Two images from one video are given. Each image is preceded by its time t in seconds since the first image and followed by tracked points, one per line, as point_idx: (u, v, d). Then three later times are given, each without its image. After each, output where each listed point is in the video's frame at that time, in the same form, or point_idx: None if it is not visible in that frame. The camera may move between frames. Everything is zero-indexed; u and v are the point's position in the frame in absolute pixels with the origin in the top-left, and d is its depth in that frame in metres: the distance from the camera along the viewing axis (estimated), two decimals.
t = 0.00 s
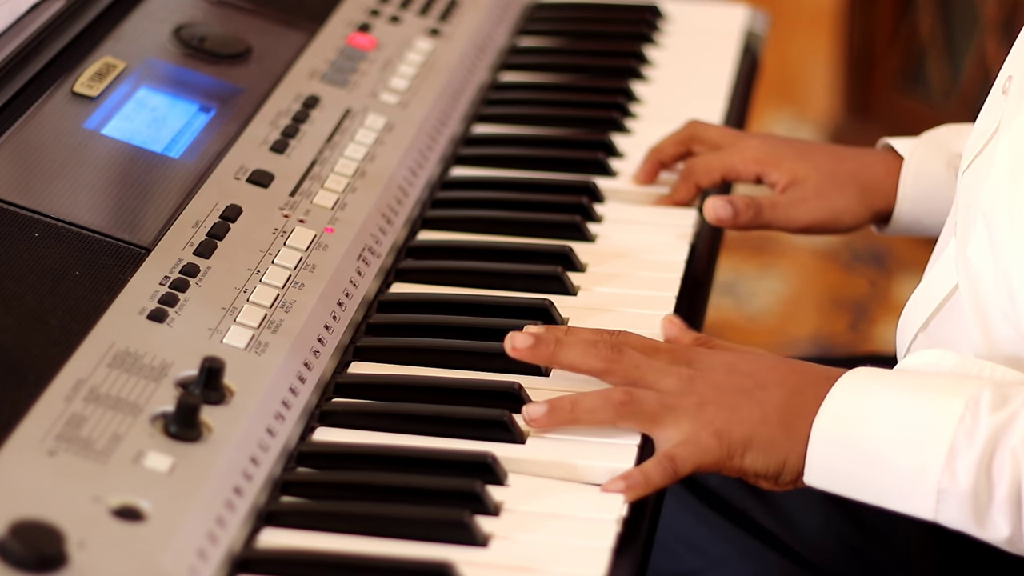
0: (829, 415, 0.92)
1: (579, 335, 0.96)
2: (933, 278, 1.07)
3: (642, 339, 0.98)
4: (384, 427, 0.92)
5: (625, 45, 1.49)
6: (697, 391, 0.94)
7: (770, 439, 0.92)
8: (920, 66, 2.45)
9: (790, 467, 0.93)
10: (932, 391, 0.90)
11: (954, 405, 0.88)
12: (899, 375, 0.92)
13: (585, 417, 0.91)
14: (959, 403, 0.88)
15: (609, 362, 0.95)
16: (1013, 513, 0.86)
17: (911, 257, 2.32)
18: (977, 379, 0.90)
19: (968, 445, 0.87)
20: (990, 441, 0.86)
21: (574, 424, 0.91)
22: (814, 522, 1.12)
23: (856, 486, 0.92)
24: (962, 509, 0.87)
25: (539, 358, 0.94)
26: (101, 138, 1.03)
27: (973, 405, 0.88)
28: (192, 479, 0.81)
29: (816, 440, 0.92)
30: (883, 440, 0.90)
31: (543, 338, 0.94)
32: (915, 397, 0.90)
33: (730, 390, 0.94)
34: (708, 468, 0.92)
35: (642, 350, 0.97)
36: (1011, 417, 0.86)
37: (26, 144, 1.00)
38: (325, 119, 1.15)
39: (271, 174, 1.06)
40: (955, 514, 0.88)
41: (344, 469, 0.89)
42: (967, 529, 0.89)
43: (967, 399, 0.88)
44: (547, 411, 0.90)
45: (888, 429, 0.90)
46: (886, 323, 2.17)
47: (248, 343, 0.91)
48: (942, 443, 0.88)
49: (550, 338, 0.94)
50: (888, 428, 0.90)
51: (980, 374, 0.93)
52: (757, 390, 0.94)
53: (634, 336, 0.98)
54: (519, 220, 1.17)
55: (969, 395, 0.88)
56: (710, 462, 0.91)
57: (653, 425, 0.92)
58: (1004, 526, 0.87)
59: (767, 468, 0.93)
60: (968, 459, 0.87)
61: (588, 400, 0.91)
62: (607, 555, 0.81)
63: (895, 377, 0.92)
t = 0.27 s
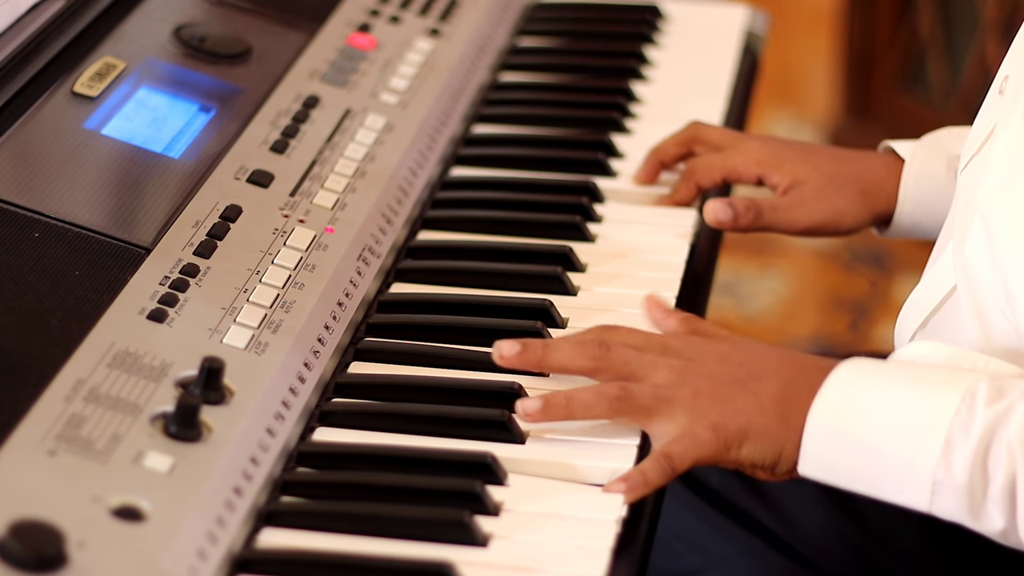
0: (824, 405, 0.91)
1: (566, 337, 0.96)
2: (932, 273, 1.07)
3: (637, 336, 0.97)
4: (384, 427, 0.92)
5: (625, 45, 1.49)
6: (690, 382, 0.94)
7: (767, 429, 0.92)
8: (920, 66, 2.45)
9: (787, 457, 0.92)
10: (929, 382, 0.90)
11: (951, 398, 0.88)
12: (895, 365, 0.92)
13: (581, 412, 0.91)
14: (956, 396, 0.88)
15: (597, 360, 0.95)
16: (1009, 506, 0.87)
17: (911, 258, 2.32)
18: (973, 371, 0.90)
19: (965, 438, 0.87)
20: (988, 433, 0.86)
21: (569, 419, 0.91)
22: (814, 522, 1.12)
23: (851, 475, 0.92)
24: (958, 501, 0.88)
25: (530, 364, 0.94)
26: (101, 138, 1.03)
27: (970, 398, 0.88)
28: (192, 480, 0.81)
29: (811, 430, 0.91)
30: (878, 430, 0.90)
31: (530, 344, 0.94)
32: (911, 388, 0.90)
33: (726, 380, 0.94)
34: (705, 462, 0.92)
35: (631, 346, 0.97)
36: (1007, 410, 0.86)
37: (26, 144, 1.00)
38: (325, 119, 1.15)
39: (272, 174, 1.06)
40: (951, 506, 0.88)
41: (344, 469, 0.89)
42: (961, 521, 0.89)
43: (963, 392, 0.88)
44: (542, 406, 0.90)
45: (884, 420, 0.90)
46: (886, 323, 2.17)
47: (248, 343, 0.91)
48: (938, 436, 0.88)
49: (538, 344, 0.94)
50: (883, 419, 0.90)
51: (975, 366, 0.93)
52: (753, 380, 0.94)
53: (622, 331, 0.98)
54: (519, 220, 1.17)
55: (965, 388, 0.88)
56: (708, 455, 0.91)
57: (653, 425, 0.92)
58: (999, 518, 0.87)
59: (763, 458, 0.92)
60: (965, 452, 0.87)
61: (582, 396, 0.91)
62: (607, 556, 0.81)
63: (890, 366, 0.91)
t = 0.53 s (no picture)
0: (826, 399, 0.91)
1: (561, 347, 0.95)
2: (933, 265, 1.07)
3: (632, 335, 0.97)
4: (384, 427, 0.92)
5: (625, 45, 1.49)
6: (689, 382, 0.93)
7: (769, 426, 0.92)
8: (920, 66, 2.45)
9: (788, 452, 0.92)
10: (931, 374, 0.90)
11: (954, 389, 0.88)
12: (897, 358, 0.92)
13: (578, 421, 0.91)
14: (959, 387, 0.88)
15: (592, 369, 0.94)
16: (1012, 500, 0.87)
17: (910, 258, 2.32)
18: (975, 362, 0.91)
19: (969, 431, 0.87)
20: (991, 426, 0.86)
21: (569, 429, 0.91)
22: (815, 521, 1.12)
23: (853, 469, 0.92)
24: (962, 495, 0.88)
25: (523, 379, 0.93)
26: (101, 138, 1.03)
27: (973, 390, 0.88)
28: (192, 480, 0.81)
29: (814, 424, 0.91)
30: (882, 424, 0.90)
31: (522, 358, 0.94)
32: (914, 381, 0.90)
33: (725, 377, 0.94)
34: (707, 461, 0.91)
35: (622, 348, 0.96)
36: (1011, 403, 0.86)
37: (26, 144, 1.00)
38: (325, 119, 1.15)
39: (272, 174, 1.06)
40: (955, 500, 0.88)
41: (344, 469, 0.89)
42: (965, 515, 0.89)
43: (966, 383, 0.88)
44: (540, 417, 0.90)
45: (887, 414, 0.90)
46: (886, 323, 2.17)
47: (248, 343, 0.91)
48: (942, 430, 0.88)
49: (531, 357, 0.94)
50: (886, 412, 0.90)
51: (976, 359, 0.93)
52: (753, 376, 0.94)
53: (619, 333, 0.97)
54: (519, 220, 1.17)
55: (968, 380, 0.88)
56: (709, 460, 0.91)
57: (653, 425, 0.92)
58: (1003, 511, 0.88)
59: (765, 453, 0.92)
60: (969, 446, 0.87)
61: (579, 404, 0.91)
62: (607, 556, 0.81)
63: (892, 359, 0.92)
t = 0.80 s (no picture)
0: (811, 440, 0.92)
1: (567, 353, 0.96)
2: (926, 286, 1.08)
3: (637, 344, 0.97)
4: (384, 427, 0.92)
5: (625, 45, 1.49)
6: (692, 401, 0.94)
7: (762, 452, 0.92)
8: (920, 66, 2.45)
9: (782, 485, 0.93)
10: (911, 413, 0.90)
11: (935, 423, 0.89)
12: (878, 399, 0.93)
13: (582, 426, 0.91)
14: (939, 420, 0.89)
15: (597, 378, 0.95)
16: (999, 526, 0.86)
17: (909, 260, 2.32)
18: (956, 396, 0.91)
19: (950, 461, 0.87)
20: (971, 455, 0.86)
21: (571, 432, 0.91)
22: (815, 523, 1.12)
23: (844, 508, 0.92)
24: (948, 526, 0.88)
25: (530, 384, 0.93)
26: (101, 138, 1.03)
27: (952, 422, 0.88)
28: (192, 480, 0.81)
29: (800, 465, 0.92)
30: (866, 461, 0.91)
31: (529, 364, 0.93)
32: (895, 418, 0.90)
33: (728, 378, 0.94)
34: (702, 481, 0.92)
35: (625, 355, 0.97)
36: (989, 432, 0.86)
37: (26, 144, 1.00)
38: (325, 120, 1.15)
39: (272, 174, 1.06)
40: (942, 531, 0.88)
41: (344, 469, 0.89)
42: (953, 546, 0.89)
43: (945, 416, 0.89)
44: (545, 417, 0.91)
45: (872, 447, 0.90)
46: (886, 323, 2.17)
47: (248, 343, 0.91)
48: (924, 461, 0.88)
49: (538, 363, 0.94)
50: (869, 450, 0.91)
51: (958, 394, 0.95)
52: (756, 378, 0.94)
53: (624, 339, 0.98)
54: (519, 221, 1.17)
55: (948, 413, 0.89)
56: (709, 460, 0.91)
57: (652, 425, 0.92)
58: (989, 539, 0.87)
59: (757, 485, 0.93)
60: (950, 476, 0.87)
61: (584, 407, 0.92)
62: (607, 556, 0.81)
63: (872, 401, 0.92)
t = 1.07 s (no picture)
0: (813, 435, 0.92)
1: (562, 355, 0.96)
2: (930, 274, 1.07)
3: (632, 340, 0.97)
4: (384, 427, 0.92)
5: (625, 45, 1.49)
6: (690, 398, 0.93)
7: (767, 445, 0.91)
8: (920, 66, 2.45)
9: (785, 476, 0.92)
10: (917, 407, 0.90)
11: (939, 420, 0.89)
12: (883, 391, 0.92)
13: (581, 425, 0.91)
14: (944, 418, 0.88)
15: (594, 381, 0.95)
16: (1000, 527, 0.87)
17: (908, 259, 2.32)
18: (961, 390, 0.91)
19: (953, 461, 0.87)
20: (975, 456, 0.86)
21: (572, 433, 0.91)
22: (816, 523, 1.12)
23: (845, 502, 0.93)
24: (949, 524, 0.88)
25: (527, 389, 0.93)
26: (101, 138, 1.03)
27: (957, 421, 0.88)
28: (192, 480, 0.81)
29: (802, 460, 0.92)
30: (870, 455, 0.90)
31: (525, 368, 0.93)
32: (900, 415, 0.90)
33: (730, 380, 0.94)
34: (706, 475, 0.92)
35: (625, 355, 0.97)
36: (994, 434, 0.86)
37: (26, 144, 1.00)
38: (325, 120, 1.15)
39: (272, 174, 1.06)
40: (943, 529, 0.89)
41: (344, 469, 0.89)
42: (953, 543, 0.89)
43: (950, 415, 0.88)
44: (545, 419, 0.91)
45: (873, 443, 0.90)
46: (886, 323, 2.17)
47: (248, 343, 0.91)
48: (927, 462, 0.88)
49: (534, 366, 0.94)
50: (873, 447, 0.90)
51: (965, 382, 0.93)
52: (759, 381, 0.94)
53: (620, 337, 0.98)
54: (520, 220, 1.17)
55: (952, 411, 0.88)
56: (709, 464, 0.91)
57: (652, 425, 0.92)
58: (990, 539, 0.88)
59: (761, 478, 0.92)
60: (953, 478, 0.87)
61: (584, 409, 0.92)
62: (607, 556, 0.81)
63: (877, 394, 0.92)
